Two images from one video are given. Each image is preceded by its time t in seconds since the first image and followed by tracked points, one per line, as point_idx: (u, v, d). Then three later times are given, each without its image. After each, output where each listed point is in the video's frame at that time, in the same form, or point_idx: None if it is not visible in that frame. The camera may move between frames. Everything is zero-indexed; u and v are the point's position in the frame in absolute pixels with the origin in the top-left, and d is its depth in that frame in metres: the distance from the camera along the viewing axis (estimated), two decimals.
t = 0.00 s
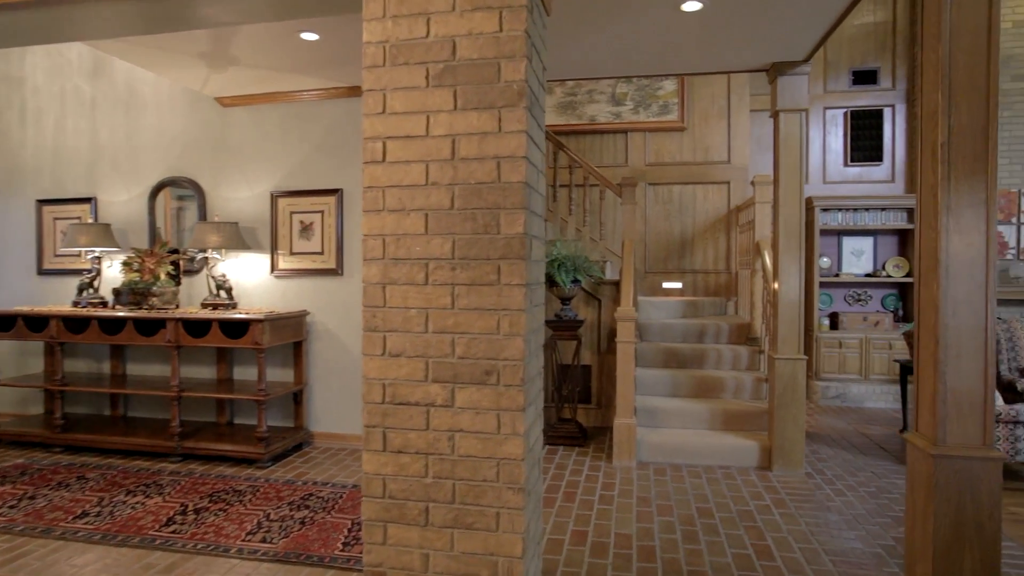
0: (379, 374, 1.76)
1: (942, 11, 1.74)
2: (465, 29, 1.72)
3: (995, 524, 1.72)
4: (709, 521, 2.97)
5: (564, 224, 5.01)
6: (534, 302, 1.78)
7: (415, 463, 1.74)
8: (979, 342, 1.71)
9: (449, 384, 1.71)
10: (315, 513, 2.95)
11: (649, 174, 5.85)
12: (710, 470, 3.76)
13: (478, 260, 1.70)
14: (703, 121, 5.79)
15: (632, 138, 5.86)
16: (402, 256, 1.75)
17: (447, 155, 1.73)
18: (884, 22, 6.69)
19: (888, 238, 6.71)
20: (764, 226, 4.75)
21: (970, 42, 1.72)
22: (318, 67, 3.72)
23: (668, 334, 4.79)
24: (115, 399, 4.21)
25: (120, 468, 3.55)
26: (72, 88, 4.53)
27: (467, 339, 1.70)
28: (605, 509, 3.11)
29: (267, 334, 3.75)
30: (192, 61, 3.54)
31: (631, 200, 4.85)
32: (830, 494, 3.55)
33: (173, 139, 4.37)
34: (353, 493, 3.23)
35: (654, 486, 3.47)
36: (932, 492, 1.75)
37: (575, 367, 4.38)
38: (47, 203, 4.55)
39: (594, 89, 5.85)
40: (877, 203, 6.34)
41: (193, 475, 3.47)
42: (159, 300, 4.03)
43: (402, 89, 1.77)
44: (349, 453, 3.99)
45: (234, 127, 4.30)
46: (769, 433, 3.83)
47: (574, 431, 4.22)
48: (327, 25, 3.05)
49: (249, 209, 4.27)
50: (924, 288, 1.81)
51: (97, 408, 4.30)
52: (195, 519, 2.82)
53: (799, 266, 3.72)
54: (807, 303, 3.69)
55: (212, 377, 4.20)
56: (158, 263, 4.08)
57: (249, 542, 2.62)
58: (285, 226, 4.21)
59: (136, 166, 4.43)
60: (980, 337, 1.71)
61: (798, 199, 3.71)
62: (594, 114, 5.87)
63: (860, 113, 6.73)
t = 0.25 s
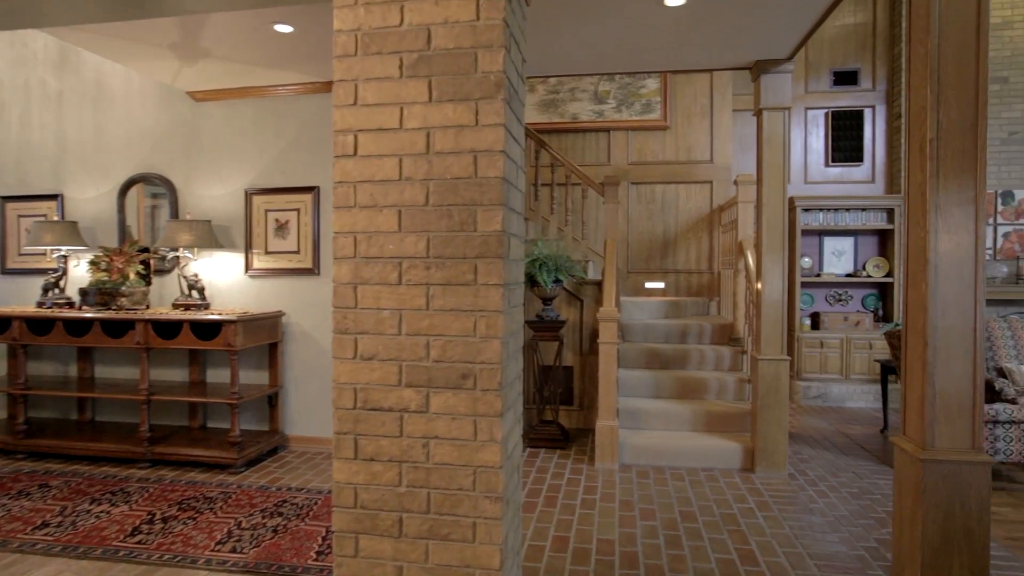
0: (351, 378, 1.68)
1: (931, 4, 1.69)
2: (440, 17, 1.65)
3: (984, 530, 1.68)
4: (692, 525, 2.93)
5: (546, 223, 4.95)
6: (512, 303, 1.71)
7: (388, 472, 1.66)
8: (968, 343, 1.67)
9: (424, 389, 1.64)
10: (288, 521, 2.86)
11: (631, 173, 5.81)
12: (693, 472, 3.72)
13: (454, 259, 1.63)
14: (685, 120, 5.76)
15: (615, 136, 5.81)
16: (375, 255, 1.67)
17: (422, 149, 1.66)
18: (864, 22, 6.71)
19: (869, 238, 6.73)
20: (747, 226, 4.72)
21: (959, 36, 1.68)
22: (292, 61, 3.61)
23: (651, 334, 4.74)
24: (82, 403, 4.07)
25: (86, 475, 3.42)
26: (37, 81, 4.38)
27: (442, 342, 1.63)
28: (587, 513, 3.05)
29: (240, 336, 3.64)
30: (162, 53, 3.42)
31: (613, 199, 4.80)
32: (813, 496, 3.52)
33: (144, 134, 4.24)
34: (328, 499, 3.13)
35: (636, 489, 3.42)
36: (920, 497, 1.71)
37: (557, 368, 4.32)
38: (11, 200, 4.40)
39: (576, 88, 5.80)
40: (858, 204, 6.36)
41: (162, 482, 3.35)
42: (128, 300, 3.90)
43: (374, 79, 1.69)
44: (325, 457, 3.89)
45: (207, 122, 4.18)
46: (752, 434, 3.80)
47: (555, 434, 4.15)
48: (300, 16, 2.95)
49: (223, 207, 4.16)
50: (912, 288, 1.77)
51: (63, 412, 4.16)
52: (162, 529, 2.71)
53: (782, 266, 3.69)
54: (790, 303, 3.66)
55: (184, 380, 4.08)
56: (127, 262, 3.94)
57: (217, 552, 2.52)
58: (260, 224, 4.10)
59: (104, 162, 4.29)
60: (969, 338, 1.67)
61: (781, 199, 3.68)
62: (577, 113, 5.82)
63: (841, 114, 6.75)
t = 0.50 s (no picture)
0: (322, 384, 1.60)
1: None
2: (416, 5, 1.57)
3: (976, 537, 1.64)
4: (678, 531, 2.87)
5: (530, 222, 4.89)
6: (491, 304, 1.63)
7: (361, 482, 1.58)
8: (959, 346, 1.63)
9: (399, 395, 1.56)
10: (263, 529, 2.76)
11: (616, 172, 5.76)
12: (678, 475, 3.67)
13: (430, 259, 1.56)
14: (670, 119, 5.72)
15: (599, 135, 5.76)
16: (347, 254, 1.60)
17: (396, 143, 1.58)
18: (847, 23, 6.72)
19: (852, 238, 6.74)
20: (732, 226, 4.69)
21: (950, 30, 1.64)
22: (268, 55, 3.52)
23: (635, 335, 4.70)
24: (51, 407, 3.94)
25: (52, 482, 3.30)
26: (4, 74, 4.24)
27: (418, 346, 1.55)
28: (571, 519, 2.99)
29: (214, 337, 3.53)
30: (132, 46, 3.31)
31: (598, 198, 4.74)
32: (798, 498, 3.49)
33: (115, 130, 4.11)
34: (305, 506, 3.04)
35: (621, 493, 3.36)
36: (911, 503, 1.66)
37: (541, 370, 4.26)
38: None
39: (560, 85, 5.74)
40: (842, 204, 6.37)
41: (133, 489, 3.24)
42: (98, 301, 3.78)
43: (347, 70, 1.61)
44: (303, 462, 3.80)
45: (181, 118, 4.06)
46: (737, 436, 3.76)
47: (539, 436, 4.09)
48: (275, 7, 2.86)
49: (197, 205, 4.04)
50: (902, 289, 1.73)
51: (31, 416, 4.02)
52: (130, 539, 2.61)
53: (768, 266, 3.65)
54: (775, 304, 3.63)
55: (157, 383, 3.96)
56: (97, 262, 3.79)
57: (187, 564, 2.42)
58: (236, 223, 3.99)
59: (74, 158, 4.16)
60: (960, 340, 1.63)
61: (766, 199, 3.64)
62: (561, 111, 5.76)
63: (824, 114, 6.75)
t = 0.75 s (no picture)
0: (291, 389, 1.52)
1: None
2: None
3: (969, 544, 1.59)
4: (663, 536, 2.82)
5: (513, 221, 4.82)
6: (469, 305, 1.56)
7: (332, 493, 1.50)
8: (952, 348, 1.58)
9: (372, 401, 1.48)
10: (235, 538, 2.66)
11: (600, 171, 5.71)
12: (662, 478, 3.62)
13: (404, 258, 1.48)
14: (655, 118, 5.68)
15: (583, 134, 5.71)
16: (317, 253, 1.51)
17: (370, 136, 1.50)
18: (831, 23, 6.73)
19: (835, 238, 6.75)
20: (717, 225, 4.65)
21: (943, 22, 1.59)
22: (243, 48, 3.41)
23: (620, 336, 4.65)
24: (17, 411, 3.80)
25: (16, 490, 3.17)
26: None
27: (392, 349, 1.48)
28: (554, 525, 2.93)
29: (187, 339, 3.41)
30: (100, 37, 3.19)
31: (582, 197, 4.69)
32: (784, 500, 3.45)
33: (85, 124, 3.98)
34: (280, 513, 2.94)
35: (605, 497, 3.30)
36: (903, 511, 1.61)
37: (524, 371, 4.19)
38: None
39: (544, 83, 5.68)
40: (825, 204, 6.38)
41: (100, 496, 3.12)
42: (66, 301, 3.65)
43: (317, 58, 1.52)
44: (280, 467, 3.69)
45: (154, 112, 3.94)
46: (722, 438, 3.72)
47: (522, 439, 4.03)
48: None
49: (171, 202, 3.92)
50: (893, 289, 1.68)
51: None
52: (94, 550, 2.50)
53: (753, 266, 3.61)
54: (760, 304, 3.59)
55: (128, 386, 3.83)
56: (65, 261, 3.67)
57: None
58: (211, 221, 3.88)
59: (42, 153, 4.02)
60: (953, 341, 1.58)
61: (752, 197, 3.60)
62: (545, 109, 5.70)
63: (808, 114, 6.75)
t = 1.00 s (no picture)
0: (259, 396, 1.43)
1: None
2: None
3: (965, 554, 1.54)
4: (649, 541, 2.76)
5: (496, 220, 4.74)
6: (448, 306, 1.48)
7: (303, 506, 1.42)
8: (948, 351, 1.53)
9: (345, 408, 1.40)
10: (207, 548, 2.56)
11: (584, 170, 5.65)
12: (648, 481, 3.57)
13: (380, 257, 1.40)
14: (639, 117, 5.63)
15: (567, 132, 5.65)
16: (288, 251, 1.43)
17: (343, 128, 1.42)
18: (815, 24, 6.73)
19: (818, 238, 6.76)
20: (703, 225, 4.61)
21: (939, 15, 1.54)
22: (217, 41, 3.30)
23: (604, 337, 4.59)
24: None
25: None
26: None
27: (367, 354, 1.39)
28: (538, 531, 2.85)
29: (158, 341, 3.29)
30: (66, 27, 3.07)
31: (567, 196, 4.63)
32: (770, 503, 3.41)
33: (53, 118, 3.84)
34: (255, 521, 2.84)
35: (590, 501, 3.24)
36: (898, 520, 1.56)
37: (507, 372, 4.12)
38: None
39: (528, 80, 5.61)
40: (808, 205, 6.39)
41: (66, 505, 2.99)
42: (31, 302, 3.52)
43: (288, 45, 1.44)
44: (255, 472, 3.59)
45: (125, 106, 3.81)
46: (708, 440, 3.68)
47: (505, 442, 3.95)
48: None
49: (143, 199, 3.80)
50: (887, 290, 1.63)
51: None
52: (56, 563, 2.39)
53: (739, 266, 3.57)
54: (747, 304, 3.55)
55: (97, 389, 3.70)
56: (30, 260, 3.51)
57: None
58: (184, 219, 3.75)
59: (7, 147, 3.87)
60: (950, 344, 1.53)
61: (738, 196, 3.56)
62: (529, 107, 5.63)
63: (792, 114, 6.75)
